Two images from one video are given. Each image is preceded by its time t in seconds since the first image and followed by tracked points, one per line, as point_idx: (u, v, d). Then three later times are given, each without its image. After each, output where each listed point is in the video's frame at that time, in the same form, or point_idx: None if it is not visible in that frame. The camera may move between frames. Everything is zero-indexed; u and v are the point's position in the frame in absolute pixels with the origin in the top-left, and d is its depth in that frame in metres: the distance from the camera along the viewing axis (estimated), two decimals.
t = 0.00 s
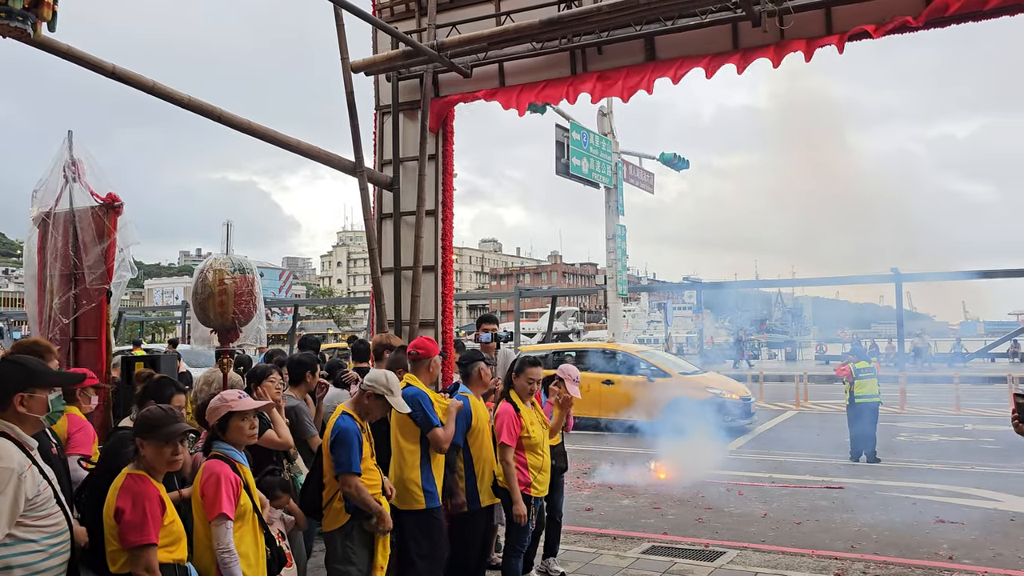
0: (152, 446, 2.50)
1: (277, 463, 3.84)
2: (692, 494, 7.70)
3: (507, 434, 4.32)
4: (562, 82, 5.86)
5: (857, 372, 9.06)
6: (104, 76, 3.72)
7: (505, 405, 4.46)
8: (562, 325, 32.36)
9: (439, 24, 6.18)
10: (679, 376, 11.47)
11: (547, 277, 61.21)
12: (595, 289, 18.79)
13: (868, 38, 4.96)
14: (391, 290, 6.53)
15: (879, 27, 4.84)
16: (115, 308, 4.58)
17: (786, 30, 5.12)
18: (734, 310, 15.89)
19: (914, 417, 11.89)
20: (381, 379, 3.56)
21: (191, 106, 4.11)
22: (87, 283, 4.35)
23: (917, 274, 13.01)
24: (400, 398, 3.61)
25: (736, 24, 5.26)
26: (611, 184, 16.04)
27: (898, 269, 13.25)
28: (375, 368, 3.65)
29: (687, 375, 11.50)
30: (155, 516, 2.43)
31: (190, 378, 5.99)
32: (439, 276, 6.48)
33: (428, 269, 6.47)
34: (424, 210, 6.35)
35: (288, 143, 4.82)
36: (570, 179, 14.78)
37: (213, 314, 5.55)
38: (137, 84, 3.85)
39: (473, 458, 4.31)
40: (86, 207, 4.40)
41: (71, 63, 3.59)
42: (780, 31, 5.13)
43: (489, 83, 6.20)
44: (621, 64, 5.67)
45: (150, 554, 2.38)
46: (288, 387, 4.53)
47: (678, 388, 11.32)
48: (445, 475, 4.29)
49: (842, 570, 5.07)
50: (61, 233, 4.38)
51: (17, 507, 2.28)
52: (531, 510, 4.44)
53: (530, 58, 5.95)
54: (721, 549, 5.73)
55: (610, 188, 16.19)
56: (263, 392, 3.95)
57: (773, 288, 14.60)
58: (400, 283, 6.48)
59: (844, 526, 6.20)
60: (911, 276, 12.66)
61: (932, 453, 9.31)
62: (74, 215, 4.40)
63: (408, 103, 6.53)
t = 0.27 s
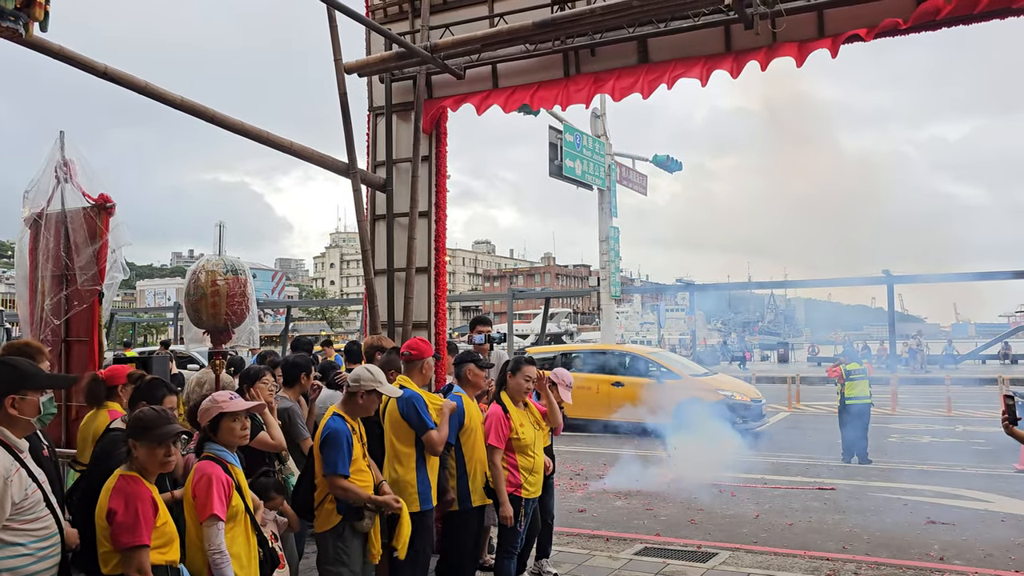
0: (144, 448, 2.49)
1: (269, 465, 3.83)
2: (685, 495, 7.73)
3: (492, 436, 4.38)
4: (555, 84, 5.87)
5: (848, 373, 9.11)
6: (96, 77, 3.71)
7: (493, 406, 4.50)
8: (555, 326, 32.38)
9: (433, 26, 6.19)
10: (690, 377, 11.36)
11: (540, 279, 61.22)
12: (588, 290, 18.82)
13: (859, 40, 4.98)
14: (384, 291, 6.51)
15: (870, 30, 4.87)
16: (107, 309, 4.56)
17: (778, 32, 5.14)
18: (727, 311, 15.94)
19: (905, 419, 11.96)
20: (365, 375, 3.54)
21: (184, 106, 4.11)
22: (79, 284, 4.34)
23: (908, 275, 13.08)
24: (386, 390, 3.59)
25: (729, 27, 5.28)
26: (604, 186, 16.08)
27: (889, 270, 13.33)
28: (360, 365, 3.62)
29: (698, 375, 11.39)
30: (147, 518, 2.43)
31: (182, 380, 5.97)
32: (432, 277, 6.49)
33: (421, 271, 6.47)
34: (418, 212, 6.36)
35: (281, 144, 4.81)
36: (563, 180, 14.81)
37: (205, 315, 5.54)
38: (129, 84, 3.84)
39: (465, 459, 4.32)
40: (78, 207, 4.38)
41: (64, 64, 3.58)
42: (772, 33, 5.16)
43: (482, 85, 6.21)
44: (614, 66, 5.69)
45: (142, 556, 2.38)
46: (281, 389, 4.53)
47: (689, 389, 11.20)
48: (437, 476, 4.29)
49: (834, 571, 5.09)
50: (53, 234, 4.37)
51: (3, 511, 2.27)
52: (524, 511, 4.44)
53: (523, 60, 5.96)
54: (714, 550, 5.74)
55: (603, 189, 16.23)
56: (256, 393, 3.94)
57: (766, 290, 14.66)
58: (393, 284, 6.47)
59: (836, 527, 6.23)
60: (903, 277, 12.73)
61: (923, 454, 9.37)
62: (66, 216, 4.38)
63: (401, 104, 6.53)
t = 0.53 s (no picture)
0: (137, 449, 2.49)
1: (261, 466, 3.83)
2: (677, 496, 7.76)
3: (487, 436, 4.34)
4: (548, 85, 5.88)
5: (839, 375, 9.15)
6: (89, 77, 3.70)
7: (486, 408, 4.46)
8: (548, 327, 32.40)
9: (426, 27, 6.19)
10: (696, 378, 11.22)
11: (532, 280, 61.24)
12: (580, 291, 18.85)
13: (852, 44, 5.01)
14: (377, 292, 6.51)
15: (862, 33, 4.90)
16: (99, 309, 4.53)
17: (771, 35, 5.17)
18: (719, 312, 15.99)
19: (895, 420, 12.03)
20: (353, 376, 3.53)
21: (177, 107, 4.10)
22: (70, 284, 4.32)
23: (899, 277, 13.17)
24: (372, 391, 3.58)
25: (721, 29, 5.31)
26: (597, 187, 16.11)
27: (881, 272, 13.40)
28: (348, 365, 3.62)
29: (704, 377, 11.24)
30: (140, 519, 2.42)
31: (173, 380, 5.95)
32: (425, 278, 6.49)
33: (413, 271, 6.49)
34: (411, 212, 6.35)
35: (274, 145, 4.81)
36: (556, 181, 14.82)
37: (198, 315, 5.52)
38: (122, 85, 3.83)
39: (457, 460, 4.32)
40: (70, 208, 4.36)
41: (56, 63, 3.57)
42: (764, 36, 5.18)
43: (475, 86, 6.21)
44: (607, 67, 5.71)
45: (135, 557, 2.37)
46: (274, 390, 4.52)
47: (695, 390, 11.06)
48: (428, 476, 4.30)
49: (825, 571, 5.11)
50: (45, 234, 4.35)
51: None
52: (517, 512, 4.43)
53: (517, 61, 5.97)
54: (706, 550, 5.76)
55: (596, 190, 16.26)
56: (248, 394, 3.94)
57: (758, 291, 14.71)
58: (386, 285, 6.47)
59: (828, 527, 6.27)
60: (893, 278, 12.80)
61: (913, 455, 9.42)
62: (57, 215, 4.36)
63: (394, 105, 6.53)
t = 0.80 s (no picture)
0: (124, 450, 2.47)
1: (248, 467, 3.82)
2: (665, 496, 7.79)
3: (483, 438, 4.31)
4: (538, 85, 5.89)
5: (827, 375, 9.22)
6: (76, 76, 3.68)
7: (481, 408, 4.42)
8: (537, 327, 32.40)
9: (416, 27, 6.19)
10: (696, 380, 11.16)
11: (521, 280, 61.20)
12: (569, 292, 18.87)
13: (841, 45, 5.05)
14: (366, 293, 6.50)
15: (849, 35, 4.94)
16: (86, 310, 4.50)
17: (759, 36, 5.20)
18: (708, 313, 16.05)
19: (882, 420, 12.12)
20: (332, 375, 3.56)
21: (165, 107, 4.08)
22: (56, 284, 4.28)
23: (885, 278, 13.27)
24: (353, 392, 3.58)
25: (710, 31, 5.33)
26: (586, 188, 16.13)
27: (868, 273, 13.49)
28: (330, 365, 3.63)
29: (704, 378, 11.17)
30: (128, 521, 2.41)
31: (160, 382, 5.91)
32: (414, 278, 6.48)
33: (403, 272, 6.48)
34: (400, 213, 6.34)
35: (263, 145, 4.79)
36: (545, 182, 14.84)
37: (186, 316, 5.49)
38: (111, 84, 3.81)
39: (445, 461, 4.33)
40: (55, 207, 4.33)
41: (41, 62, 3.54)
42: (753, 38, 5.21)
43: (464, 87, 6.22)
44: (596, 68, 5.73)
45: (122, 559, 2.35)
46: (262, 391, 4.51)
47: (694, 392, 11.01)
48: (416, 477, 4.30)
49: (813, 571, 5.14)
50: (31, 234, 4.31)
51: None
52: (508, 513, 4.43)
53: (505, 62, 5.98)
54: (694, 551, 5.78)
55: (585, 191, 16.29)
56: (235, 395, 3.93)
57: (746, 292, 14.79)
58: (375, 285, 6.45)
59: (815, 527, 6.31)
60: (880, 279, 12.89)
61: (900, 455, 9.50)
62: (43, 215, 4.33)
63: (384, 105, 6.52)
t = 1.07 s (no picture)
0: (106, 453, 2.45)
1: (233, 467, 3.80)
2: (649, 494, 7.82)
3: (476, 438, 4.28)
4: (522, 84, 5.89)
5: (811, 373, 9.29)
6: (58, 75, 3.64)
7: (470, 409, 4.39)
8: (521, 326, 32.40)
9: (399, 26, 6.17)
10: (691, 378, 11.11)
11: (506, 279, 61.16)
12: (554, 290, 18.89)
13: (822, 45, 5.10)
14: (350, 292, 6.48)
15: (830, 35, 4.98)
16: (67, 310, 4.43)
17: (742, 36, 5.23)
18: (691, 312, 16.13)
19: (864, 417, 12.25)
20: (314, 375, 3.54)
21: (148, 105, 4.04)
22: (36, 285, 4.22)
23: (866, 276, 13.41)
24: (335, 393, 3.56)
25: (694, 30, 5.36)
26: (570, 187, 16.17)
27: (849, 271, 13.62)
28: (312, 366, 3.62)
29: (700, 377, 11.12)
30: (109, 524, 2.38)
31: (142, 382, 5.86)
32: (399, 278, 6.46)
33: (387, 271, 6.45)
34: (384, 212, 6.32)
35: (248, 144, 4.77)
36: (529, 181, 14.84)
37: (168, 316, 5.44)
38: (93, 84, 3.77)
39: (431, 461, 4.32)
40: (35, 207, 4.27)
41: (18, 59, 3.48)
42: (736, 37, 5.25)
43: (448, 86, 6.21)
44: (580, 67, 5.74)
45: (104, 562, 2.33)
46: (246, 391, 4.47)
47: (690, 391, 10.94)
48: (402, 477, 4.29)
49: (797, 568, 5.18)
50: (10, 233, 4.26)
51: None
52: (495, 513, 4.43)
53: (489, 61, 5.99)
54: (679, 549, 5.81)
55: (570, 190, 16.32)
56: (219, 396, 3.90)
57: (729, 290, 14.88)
58: (359, 285, 6.43)
59: (798, 524, 6.37)
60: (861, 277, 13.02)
61: (881, 452, 9.60)
62: (23, 214, 4.27)
63: (367, 104, 6.49)
